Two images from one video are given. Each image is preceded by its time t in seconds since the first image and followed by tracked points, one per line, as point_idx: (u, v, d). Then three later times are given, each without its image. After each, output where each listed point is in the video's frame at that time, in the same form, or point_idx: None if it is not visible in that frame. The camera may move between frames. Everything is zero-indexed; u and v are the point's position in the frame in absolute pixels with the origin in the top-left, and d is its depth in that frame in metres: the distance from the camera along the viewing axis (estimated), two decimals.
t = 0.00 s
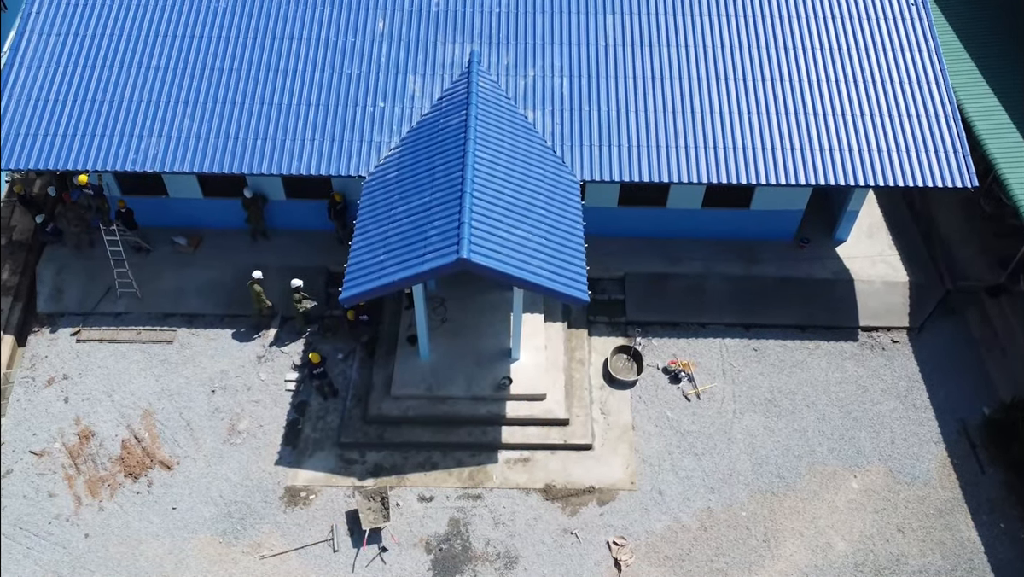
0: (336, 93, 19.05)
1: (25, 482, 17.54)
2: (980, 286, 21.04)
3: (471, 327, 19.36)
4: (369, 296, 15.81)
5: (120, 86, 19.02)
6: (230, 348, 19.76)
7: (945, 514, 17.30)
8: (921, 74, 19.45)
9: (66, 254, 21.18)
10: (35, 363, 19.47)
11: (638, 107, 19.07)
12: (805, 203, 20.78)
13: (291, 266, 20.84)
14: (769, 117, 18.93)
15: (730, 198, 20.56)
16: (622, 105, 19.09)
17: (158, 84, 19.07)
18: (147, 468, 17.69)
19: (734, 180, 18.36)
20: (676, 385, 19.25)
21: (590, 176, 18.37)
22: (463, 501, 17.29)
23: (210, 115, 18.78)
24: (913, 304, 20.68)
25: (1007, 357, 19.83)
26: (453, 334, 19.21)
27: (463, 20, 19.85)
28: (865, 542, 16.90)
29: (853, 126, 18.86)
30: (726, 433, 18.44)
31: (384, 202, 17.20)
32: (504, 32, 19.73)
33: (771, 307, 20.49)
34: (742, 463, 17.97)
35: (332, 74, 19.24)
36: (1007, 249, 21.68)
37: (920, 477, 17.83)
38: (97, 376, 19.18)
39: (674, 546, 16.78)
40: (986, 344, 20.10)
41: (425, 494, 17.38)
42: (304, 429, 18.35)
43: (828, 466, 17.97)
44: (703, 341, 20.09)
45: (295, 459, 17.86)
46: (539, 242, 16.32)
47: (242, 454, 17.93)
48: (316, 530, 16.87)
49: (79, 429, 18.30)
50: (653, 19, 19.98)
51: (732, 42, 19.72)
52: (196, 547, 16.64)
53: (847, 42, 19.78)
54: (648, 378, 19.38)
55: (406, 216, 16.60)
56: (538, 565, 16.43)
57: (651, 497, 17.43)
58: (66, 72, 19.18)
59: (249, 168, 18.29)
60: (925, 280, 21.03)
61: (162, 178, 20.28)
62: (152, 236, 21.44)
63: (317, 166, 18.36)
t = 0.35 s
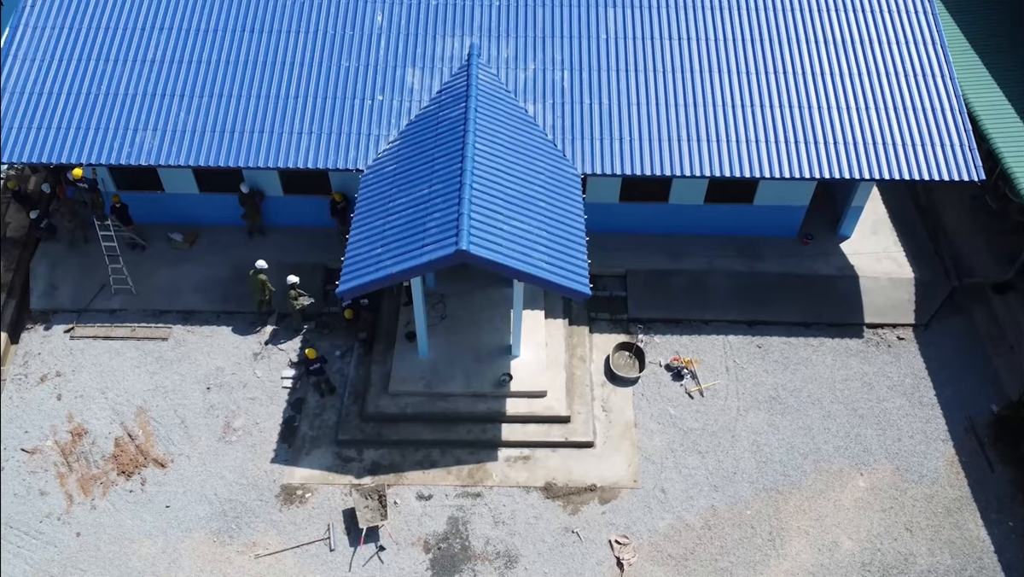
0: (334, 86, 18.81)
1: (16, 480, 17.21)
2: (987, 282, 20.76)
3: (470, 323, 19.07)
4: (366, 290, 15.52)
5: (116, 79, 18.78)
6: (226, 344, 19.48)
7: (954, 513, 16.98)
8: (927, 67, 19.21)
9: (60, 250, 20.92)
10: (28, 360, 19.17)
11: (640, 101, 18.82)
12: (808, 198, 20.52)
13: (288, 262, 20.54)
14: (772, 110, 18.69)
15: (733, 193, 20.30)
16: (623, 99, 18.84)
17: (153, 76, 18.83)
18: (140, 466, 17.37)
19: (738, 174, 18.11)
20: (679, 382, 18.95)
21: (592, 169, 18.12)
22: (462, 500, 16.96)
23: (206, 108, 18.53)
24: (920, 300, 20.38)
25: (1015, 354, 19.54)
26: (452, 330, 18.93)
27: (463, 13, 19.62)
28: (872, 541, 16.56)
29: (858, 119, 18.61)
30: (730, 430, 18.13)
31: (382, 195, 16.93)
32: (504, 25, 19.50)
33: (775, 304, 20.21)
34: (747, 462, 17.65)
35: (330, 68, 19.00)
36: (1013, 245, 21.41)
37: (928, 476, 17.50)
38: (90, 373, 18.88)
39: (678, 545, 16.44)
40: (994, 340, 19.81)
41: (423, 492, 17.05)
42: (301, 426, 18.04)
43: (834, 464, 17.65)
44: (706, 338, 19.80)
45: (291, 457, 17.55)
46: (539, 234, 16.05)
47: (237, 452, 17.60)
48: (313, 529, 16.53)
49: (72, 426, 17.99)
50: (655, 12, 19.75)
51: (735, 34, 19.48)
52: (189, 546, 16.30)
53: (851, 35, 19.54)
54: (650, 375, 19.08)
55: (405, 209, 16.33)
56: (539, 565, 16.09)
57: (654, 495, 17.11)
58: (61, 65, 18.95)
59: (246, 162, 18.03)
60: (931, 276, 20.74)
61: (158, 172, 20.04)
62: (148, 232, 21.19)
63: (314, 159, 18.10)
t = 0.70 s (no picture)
0: (332, 81, 18.56)
1: (5, 481, 16.84)
2: (994, 281, 20.45)
3: (470, 322, 18.74)
4: (363, 284, 15.21)
5: (110, 74, 18.52)
6: (221, 343, 19.15)
7: (964, 514, 16.60)
8: (933, 62, 18.97)
9: (53, 249, 20.63)
10: (19, 359, 18.83)
11: (642, 96, 18.57)
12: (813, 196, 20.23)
13: (285, 261, 20.24)
14: (776, 105, 18.43)
15: (736, 191, 20.01)
16: (625, 94, 18.59)
17: (148, 71, 18.56)
18: (132, 466, 17.01)
19: (742, 169, 17.83)
20: (682, 381, 18.61)
21: (593, 164, 17.84)
22: (461, 500, 16.58)
23: (202, 103, 18.27)
24: (927, 299, 20.06)
25: None
26: (451, 329, 18.61)
27: (462, 8, 19.40)
28: (881, 542, 16.17)
29: (863, 115, 18.35)
30: (734, 430, 17.77)
31: (380, 189, 16.65)
32: (504, 20, 19.26)
33: (779, 302, 19.89)
34: (752, 462, 17.28)
35: (328, 63, 18.75)
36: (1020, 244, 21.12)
37: (937, 476, 17.14)
38: (83, 372, 18.55)
39: (682, 546, 16.05)
40: (1002, 339, 19.48)
41: (421, 493, 16.68)
42: (297, 426, 17.68)
43: (840, 464, 17.29)
44: (709, 338, 19.47)
45: (287, 457, 17.18)
46: (540, 228, 15.76)
47: (231, 452, 17.24)
48: (308, 530, 16.14)
49: (63, 426, 17.64)
50: (656, 7, 19.52)
51: (738, 29, 19.25)
52: (181, 548, 15.91)
53: (856, 30, 19.30)
54: (653, 374, 18.74)
55: (403, 203, 16.04)
56: (540, 567, 15.69)
57: (657, 496, 16.73)
58: (55, 59, 18.69)
59: (242, 157, 17.75)
60: (937, 275, 20.44)
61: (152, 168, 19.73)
62: (142, 230, 20.90)
63: (311, 154, 17.82)
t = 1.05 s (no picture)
0: (330, 78, 18.35)
1: None
2: (1001, 281, 20.18)
3: (470, 322, 18.46)
4: (361, 281, 14.92)
5: (106, 71, 18.31)
6: (217, 343, 18.85)
7: (974, 516, 16.25)
8: (937, 59, 18.77)
9: (48, 249, 20.37)
10: (12, 359, 18.53)
11: (644, 92, 18.36)
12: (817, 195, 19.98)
13: (283, 261, 19.98)
14: (780, 102, 18.21)
15: (739, 189, 19.78)
16: (626, 91, 18.38)
17: (144, 68, 18.35)
18: (125, 468, 16.68)
19: (745, 166, 17.59)
20: (685, 382, 18.30)
21: (594, 161, 17.60)
22: (460, 502, 16.24)
23: (198, 100, 18.05)
24: (933, 299, 19.78)
25: None
26: (451, 329, 18.32)
27: (462, 5, 19.21)
28: (890, 545, 15.82)
29: (868, 111, 18.13)
30: (739, 431, 17.45)
31: (378, 186, 16.40)
32: (503, 17, 19.08)
33: (783, 302, 19.61)
34: (757, 463, 16.95)
35: (327, 60, 18.55)
36: None
37: (945, 477, 16.80)
38: (76, 373, 18.25)
39: (686, 549, 15.69)
40: (1010, 339, 19.19)
41: (420, 495, 16.34)
42: (293, 427, 17.36)
43: (847, 466, 16.95)
44: (713, 338, 19.17)
45: (282, 458, 16.85)
46: (541, 224, 15.50)
47: (226, 453, 16.90)
48: (304, 533, 15.79)
49: (55, 427, 17.33)
50: (657, 4, 19.34)
51: (740, 26, 19.06)
52: (174, 550, 15.55)
53: (860, 27, 19.10)
54: (655, 375, 18.44)
55: (401, 199, 15.79)
56: (541, 570, 15.34)
57: (661, 498, 16.39)
58: (50, 56, 18.49)
59: (239, 153, 17.52)
60: (943, 275, 20.16)
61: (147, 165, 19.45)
62: (138, 230, 20.65)
63: (308, 151, 17.58)
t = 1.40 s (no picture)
0: (328, 75, 18.15)
1: None
2: (1008, 281, 19.89)
3: (469, 321, 18.18)
4: (358, 276, 14.67)
5: (101, 67, 18.11)
6: (212, 344, 18.56)
7: (984, 518, 15.91)
8: (942, 55, 18.57)
9: (42, 248, 20.13)
10: (3, 359, 18.24)
11: (645, 89, 18.14)
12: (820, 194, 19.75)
13: (280, 260, 19.71)
14: (783, 98, 18.00)
15: (742, 188, 19.55)
16: (628, 87, 18.17)
17: (140, 64, 18.15)
18: (117, 469, 16.35)
19: (748, 162, 17.36)
20: (688, 382, 17.99)
21: (595, 158, 17.38)
22: (459, 504, 15.91)
23: (194, 97, 17.84)
24: (939, 298, 19.50)
25: None
26: (450, 329, 18.04)
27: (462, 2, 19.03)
28: (898, 547, 15.47)
29: (872, 107, 17.91)
30: (743, 432, 17.13)
31: (376, 181, 16.17)
32: (503, 14, 18.89)
33: (787, 302, 19.33)
34: (762, 464, 16.62)
35: (325, 56, 18.35)
36: None
37: (954, 479, 16.47)
38: (68, 373, 17.95)
39: (690, 552, 15.34)
40: (1017, 340, 18.89)
41: (417, 496, 16.01)
42: (289, 428, 17.04)
43: (854, 467, 16.62)
44: (716, 338, 18.88)
45: (278, 459, 16.52)
46: (541, 219, 15.26)
47: (220, 454, 16.58)
48: (299, 535, 15.45)
49: (46, 428, 17.02)
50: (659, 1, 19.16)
51: (742, 23, 18.87)
52: (166, 553, 15.21)
53: (863, 23, 18.90)
54: (658, 375, 18.14)
55: (399, 194, 15.55)
56: (542, 573, 14.99)
57: (664, 499, 16.05)
58: (45, 53, 18.29)
59: (235, 150, 17.29)
60: (949, 275, 19.88)
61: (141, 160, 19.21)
62: (134, 230, 20.40)
63: (305, 147, 17.35)
